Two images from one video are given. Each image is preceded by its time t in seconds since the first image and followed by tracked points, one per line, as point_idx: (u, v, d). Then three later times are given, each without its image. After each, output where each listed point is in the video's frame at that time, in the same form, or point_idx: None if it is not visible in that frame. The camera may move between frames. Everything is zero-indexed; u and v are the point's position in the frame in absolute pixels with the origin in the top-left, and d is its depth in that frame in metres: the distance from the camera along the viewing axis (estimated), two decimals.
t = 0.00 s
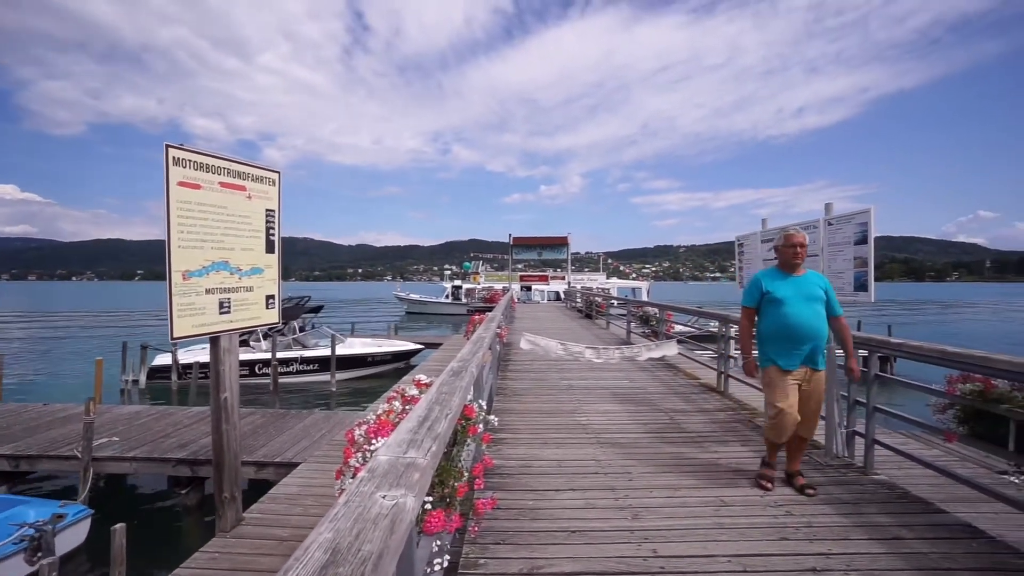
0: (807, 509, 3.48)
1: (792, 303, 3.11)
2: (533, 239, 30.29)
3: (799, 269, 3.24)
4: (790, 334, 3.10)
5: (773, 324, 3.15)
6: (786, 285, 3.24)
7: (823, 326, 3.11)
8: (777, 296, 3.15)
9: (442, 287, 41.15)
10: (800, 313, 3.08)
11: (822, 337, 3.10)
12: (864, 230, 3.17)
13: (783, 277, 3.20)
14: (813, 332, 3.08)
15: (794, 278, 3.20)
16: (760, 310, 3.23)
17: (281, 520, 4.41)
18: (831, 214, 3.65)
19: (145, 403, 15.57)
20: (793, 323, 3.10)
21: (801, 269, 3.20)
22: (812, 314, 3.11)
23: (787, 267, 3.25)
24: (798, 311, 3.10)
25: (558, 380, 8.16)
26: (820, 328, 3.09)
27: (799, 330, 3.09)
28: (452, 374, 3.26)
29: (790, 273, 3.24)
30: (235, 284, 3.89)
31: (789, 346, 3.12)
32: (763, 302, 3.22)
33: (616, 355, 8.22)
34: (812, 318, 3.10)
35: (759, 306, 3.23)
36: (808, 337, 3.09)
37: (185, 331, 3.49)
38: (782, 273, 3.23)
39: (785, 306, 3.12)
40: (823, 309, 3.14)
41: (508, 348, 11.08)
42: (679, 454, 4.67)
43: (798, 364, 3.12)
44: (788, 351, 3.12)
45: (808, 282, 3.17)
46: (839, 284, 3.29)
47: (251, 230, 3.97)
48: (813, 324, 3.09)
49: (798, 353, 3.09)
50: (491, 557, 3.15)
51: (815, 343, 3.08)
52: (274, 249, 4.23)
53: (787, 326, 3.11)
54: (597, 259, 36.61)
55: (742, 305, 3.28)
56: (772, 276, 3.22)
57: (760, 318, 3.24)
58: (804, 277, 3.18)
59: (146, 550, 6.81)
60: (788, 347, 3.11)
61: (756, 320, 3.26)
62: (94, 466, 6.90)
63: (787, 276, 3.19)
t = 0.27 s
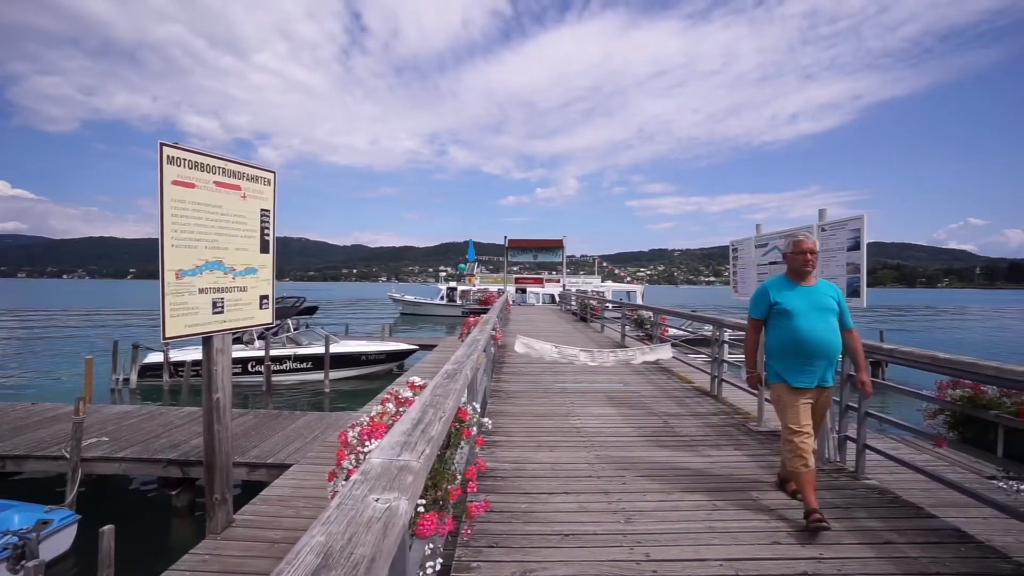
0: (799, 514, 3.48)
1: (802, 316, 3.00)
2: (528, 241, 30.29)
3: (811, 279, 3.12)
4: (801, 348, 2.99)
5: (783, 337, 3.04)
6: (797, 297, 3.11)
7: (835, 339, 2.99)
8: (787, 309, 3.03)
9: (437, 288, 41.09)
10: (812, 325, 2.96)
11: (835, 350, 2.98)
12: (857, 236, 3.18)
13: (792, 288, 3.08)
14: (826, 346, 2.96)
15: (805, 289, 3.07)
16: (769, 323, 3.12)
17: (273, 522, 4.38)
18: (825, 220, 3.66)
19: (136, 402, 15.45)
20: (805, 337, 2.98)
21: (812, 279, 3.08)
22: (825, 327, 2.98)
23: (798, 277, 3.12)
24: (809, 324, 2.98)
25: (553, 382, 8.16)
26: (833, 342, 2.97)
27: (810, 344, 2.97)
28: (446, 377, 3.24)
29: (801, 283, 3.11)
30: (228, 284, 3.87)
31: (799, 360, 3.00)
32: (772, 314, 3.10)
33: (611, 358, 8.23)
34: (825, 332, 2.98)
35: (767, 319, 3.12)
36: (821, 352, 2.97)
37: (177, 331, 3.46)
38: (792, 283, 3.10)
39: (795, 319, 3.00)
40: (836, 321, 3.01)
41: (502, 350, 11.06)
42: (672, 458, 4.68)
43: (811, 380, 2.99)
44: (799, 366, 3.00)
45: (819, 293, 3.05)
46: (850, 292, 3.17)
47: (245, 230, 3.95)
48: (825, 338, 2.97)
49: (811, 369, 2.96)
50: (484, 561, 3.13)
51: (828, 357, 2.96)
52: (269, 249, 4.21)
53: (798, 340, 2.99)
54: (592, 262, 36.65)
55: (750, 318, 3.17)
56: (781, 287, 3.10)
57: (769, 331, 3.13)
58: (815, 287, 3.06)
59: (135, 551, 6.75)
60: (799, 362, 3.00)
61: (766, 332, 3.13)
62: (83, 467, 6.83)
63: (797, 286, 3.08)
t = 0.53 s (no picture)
0: (790, 515, 3.49)
1: (812, 321, 2.77)
2: (523, 243, 30.31)
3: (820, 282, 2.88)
4: (813, 356, 2.75)
5: (791, 346, 2.81)
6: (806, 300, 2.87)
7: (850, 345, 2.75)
8: (795, 313, 2.80)
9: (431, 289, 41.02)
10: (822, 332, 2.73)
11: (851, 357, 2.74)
12: (848, 240, 3.19)
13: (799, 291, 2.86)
14: (838, 353, 2.72)
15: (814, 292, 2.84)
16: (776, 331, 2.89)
17: (264, 525, 4.35)
18: (817, 223, 3.68)
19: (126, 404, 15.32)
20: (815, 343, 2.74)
21: (822, 281, 2.86)
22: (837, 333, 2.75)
23: (807, 278, 2.88)
24: (820, 328, 2.75)
25: (546, 384, 8.16)
26: (848, 348, 2.74)
27: (824, 351, 2.74)
28: (439, 379, 3.22)
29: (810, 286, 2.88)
30: (220, 285, 3.85)
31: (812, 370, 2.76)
32: (779, 320, 2.87)
33: (604, 360, 8.24)
34: (838, 336, 2.75)
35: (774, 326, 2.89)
36: (833, 359, 2.73)
37: (167, 332, 3.43)
38: (798, 285, 2.88)
39: (806, 324, 2.77)
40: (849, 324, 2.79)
41: (496, 353, 11.04)
42: (665, 460, 4.68)
43: (827, 393, 2.74)
44: (813, 378, 2.76)
45: (829, 295, 2.83)
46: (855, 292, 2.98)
47: (237, 230, 3.93)
48: (839, 343, 2.74)
49: (826, 379, 2.72)
50: (476, 564, 3.12)
51: (843, 366, 2.72)
52: (261, 250, 4.19)
53: (809, 346, 2.76)
54: (586, 264, 36.69)
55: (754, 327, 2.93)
56: (786, 290, 2.88)
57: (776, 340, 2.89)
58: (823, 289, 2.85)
59: (124, 556, 6.68)
60: (812, 372, 2.76)
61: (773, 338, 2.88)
62: (71, 469, 6.77)
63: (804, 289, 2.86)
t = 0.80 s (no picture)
0: (784, 513, 3.50)
1: (832, 324, 2.51)
2: (518, 242, 30.28)
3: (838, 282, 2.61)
4: (832, 364, 2.48)
5: (808, 351, 2.53)
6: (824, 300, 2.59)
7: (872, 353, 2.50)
8: (814, 316, 2.53)
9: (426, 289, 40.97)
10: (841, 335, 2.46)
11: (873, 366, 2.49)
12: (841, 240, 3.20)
13: (818, 291, 2.58)
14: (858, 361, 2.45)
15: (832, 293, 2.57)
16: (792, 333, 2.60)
17: (258, 525, 4.34)
18: (810, 223, 3.69)
19: (119, 404, 15.24)
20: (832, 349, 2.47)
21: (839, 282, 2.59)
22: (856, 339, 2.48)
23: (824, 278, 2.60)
24: (842, 334, 2.49)
25: (542, 383, 8.16)
26: (869, 355, 2.47)
27: (843, 358, 2.47)
28: (434, 378, 3.21)
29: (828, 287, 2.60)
30: (213, 284, 3.82)
31: (830, 379, 2.49)
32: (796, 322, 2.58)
33: (599, 359, 8.25)
34: (859, 343, 2.48)
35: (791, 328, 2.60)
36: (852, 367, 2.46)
37: (160, 332, 3.41)
38: (817, 285, 2.61)
39: (825, 329, 2.50)
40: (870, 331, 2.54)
41: (492, 352, 11.04)
42: (660, 459, 4.69)
43: (845, 404, 2.47)
44: (831, 387, 2.49)
45: (849, 298, 2.56)
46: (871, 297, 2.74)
47: (230, 229, 3.91)
48: (861, 351, 2.47)
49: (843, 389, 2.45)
50: (472, 563, 3.11)
51: (864, 375, 2.45)
52: (255, 249, 4.16)
53: (829, 353, 2.49)
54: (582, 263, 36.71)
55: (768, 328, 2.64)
56: (804, 289, 2.60)
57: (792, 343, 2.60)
58: (843, 292, 2.58)
59: (116, 558, 6.64)
60: (830, 381, 2.48)
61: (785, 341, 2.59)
62: (62, 470, 6.72)
63: (823, 290, 2.59)
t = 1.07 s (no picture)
0: (778, 509, 3.52)
1: (860, 326, 2.28)
2: (513, 240, 30.27)
3: (867, 280, 2.39)
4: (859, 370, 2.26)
5: (832, 355, 2.30)
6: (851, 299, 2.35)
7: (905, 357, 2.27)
8: (839, 316, 2.30)
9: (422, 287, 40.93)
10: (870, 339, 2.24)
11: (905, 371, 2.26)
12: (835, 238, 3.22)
13: (843, 290, 2.36)
14: (887, 365, 2.23)
15: (861, 291, 2.34)
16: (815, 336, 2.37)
17: (253, 525, 4.32)
18: (804, 222, 3.70)
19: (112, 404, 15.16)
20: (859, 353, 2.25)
21: (868, 280, 2.37)
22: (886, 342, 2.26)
23: (852, 275, 2.38)
24: (870, 337, 2.26)
25: (537, 381, 8.17)
26: (900, 360, 2.25)
27: (871, 362, 2.24)
28: (429, 377, 3.20)
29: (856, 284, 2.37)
30: (206, 283, 3.80)
31: (858, 385, 2.27)
32: (819, 324, 2.36)
33: (595, 356, 8.26)
34: (889, 345, 2.25)
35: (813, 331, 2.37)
36: (879, 373, 2.24)
37: (152, 331, 3.39)
38: (842, 283, 2.38)
39: (851, 331, 2.27)
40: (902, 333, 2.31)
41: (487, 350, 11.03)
42: (655, 456, 4.70)
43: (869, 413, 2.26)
44: (857, 394, 2.26)
45: (879, 296, 2.34)
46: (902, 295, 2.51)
47: (224, 227, 3.88)
48: (892, 355, 2.24)
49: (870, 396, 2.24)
50: (467, 561, 3.11)
51: (894, 381, 2.23)
52: (249, 247, 4.14)
53: (856, 357, 2.26)
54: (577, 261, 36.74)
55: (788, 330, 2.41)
56: (828, 287, 2.37)
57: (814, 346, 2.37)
58: (872, 290, 2.35)
59: (109, 558, 6.61)
60: (856, 388, 2.27)
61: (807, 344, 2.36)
62: (53, 471, 6.68)
63: (850, 288, 2.36)
